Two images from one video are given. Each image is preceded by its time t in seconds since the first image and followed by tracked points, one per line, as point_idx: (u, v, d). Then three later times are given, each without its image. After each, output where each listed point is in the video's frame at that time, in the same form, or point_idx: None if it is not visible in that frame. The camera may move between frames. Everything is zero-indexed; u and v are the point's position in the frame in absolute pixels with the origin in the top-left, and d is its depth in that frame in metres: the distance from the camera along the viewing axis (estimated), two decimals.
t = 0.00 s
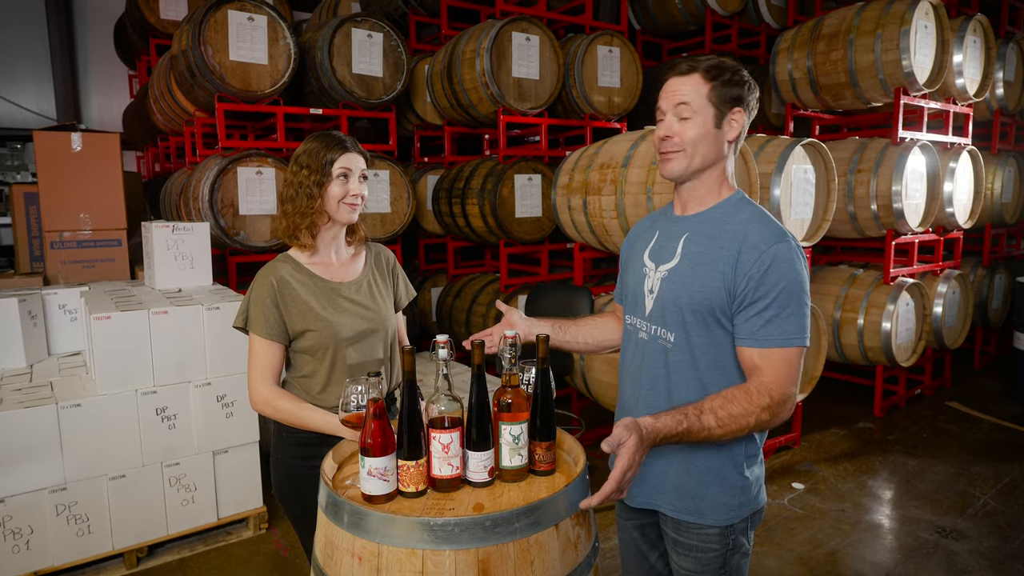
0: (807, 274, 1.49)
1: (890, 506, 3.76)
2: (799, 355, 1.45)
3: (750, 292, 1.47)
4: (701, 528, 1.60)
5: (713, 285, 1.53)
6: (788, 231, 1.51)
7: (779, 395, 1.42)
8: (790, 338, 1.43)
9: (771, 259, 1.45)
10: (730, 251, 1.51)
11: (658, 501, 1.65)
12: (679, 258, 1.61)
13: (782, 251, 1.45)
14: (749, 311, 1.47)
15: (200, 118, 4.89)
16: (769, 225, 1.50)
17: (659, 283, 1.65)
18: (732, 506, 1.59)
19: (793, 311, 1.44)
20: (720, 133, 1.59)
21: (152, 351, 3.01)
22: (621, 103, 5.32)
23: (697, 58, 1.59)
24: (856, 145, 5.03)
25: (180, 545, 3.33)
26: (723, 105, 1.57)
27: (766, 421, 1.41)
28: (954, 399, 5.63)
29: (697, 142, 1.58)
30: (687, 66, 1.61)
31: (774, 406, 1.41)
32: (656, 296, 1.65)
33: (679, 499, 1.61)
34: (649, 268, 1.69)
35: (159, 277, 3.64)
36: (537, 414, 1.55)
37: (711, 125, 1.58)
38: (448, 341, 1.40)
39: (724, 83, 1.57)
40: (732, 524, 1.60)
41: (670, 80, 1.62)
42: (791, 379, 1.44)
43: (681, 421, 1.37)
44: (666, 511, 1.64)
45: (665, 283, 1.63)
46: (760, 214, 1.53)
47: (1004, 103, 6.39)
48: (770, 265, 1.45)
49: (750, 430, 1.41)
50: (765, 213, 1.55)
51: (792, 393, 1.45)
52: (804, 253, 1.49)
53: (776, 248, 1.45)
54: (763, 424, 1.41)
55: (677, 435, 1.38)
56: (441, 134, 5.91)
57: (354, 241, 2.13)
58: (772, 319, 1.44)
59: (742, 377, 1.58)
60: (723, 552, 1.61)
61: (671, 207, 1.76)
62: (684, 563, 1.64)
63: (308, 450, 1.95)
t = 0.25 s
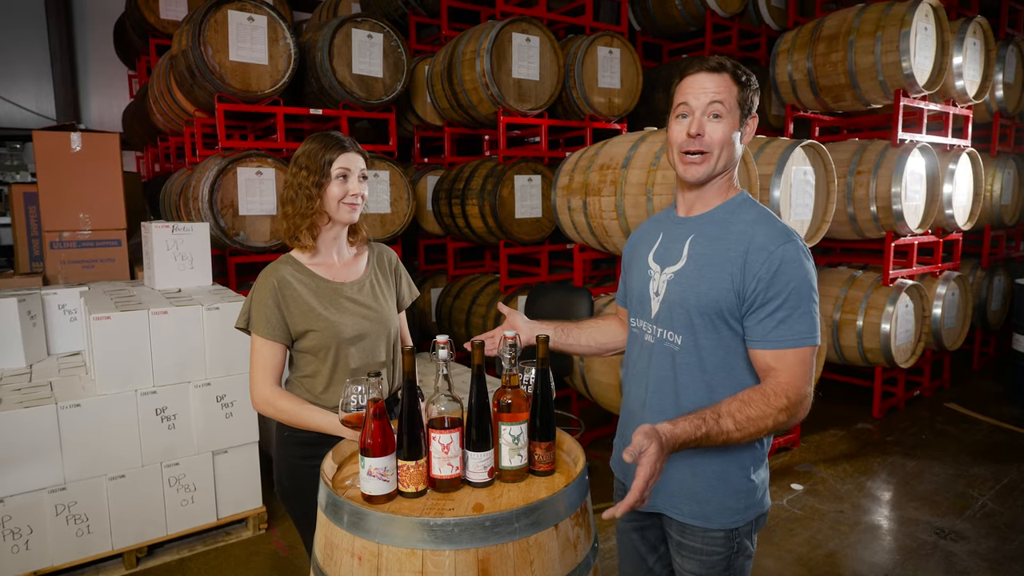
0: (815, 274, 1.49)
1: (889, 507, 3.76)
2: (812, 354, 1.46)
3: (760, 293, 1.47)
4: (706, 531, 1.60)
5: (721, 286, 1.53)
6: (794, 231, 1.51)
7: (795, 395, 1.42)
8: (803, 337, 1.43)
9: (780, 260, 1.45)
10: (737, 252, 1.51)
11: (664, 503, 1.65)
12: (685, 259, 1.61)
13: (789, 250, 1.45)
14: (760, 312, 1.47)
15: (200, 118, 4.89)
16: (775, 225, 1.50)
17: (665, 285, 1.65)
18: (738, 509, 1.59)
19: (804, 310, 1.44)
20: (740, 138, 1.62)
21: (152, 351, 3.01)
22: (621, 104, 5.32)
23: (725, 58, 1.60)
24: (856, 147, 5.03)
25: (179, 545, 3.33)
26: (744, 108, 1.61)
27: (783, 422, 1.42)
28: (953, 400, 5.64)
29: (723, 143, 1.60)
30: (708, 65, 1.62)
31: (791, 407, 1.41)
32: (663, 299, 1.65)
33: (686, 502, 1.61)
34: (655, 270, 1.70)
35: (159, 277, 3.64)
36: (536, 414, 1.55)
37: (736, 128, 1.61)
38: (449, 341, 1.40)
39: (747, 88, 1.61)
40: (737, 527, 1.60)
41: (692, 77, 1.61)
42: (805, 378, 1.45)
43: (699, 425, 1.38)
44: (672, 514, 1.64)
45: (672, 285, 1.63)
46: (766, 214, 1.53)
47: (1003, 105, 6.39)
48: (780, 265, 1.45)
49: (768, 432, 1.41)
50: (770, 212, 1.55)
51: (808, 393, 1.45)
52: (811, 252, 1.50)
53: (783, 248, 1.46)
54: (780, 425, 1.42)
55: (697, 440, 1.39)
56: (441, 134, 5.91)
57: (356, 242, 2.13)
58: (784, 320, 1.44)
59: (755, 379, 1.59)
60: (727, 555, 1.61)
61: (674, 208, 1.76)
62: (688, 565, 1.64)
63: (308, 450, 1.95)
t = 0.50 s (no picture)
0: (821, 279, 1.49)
1: (887, 507, 3.77)
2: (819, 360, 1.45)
3: (765, 299, 1.47)
4: (710, 532, 1.60)
5: (724, 291, 1.53)
6: (798, 235, 1.51)
7: (801, 401, 1.42)
8: (808, 343, 1.43)
9: (783, 265, 1.45)
10: (740, 256, 1.51)
11: (670, 505, 1.66)
12: (688, 263, 1.61)
13: (793, 255, 1.45)
14: (763, 318, 1.47)
15: (200, 118, 4.89)
16: (779, 228, 1.50)
17: (668, 288, 1.66)
18: (742, 512, 1.59)
19: (808, 316, 1.44)
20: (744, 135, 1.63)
21: (151, 350, 3.01)
22: (620, 104, 5.32)
23: (726, 56, 1.60)
24: (855, 148, 5.04)
25: (179, 545, 3.33)
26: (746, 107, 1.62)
27: (788, 429, 1.42)
28: (952, 401, 5.64)
29: (726, 141, 1.60)
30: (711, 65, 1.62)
31: (796, 413, 1.41)
32: (666, 302, 1.66)
33: (690, 505, 1.62)
34: (659, 273, 1.70)
35: (158, 277, 3.64)
36: (536, 413, 1.56)
37: (739, 126, 1.61)
38: (448, 341, 1.41)
39: (749, 85, 1.61)
40: (741, 529, 1.60)
41: (694, 76, 1.62)
42: (812, 384, 1.44)
43: (703, 432, 1.38)
44: (678, 515, 1.64)
45: (675, 289, 1.63)
46: (770, 217, 1.53)
47: (1002, 105, 6.40)
48: (784, 270, 1.45)
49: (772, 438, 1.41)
50: (774, 215, 1.55)
51: (815, 398, 1.45)
52: (815, 255, 1.49)
53: (786, 253, 1.46)
54: (785, 432, 1.42)
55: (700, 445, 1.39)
56: (440, 134, 5.91)
57: (359, 241, 2.14)
58: (787, 326, 1.44)
59: (760, 385, 1.59)
60: (732, 555, 1.61)
61: (678, 210, 1.77)
62: (692, 565, 1.64)
63: (309, 448, 1.95)
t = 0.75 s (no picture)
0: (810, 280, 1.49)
1: (886, 506, 3.78)
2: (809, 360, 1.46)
3: (756, 300, 1.47)
4: (703, 528, 1.61)
5: (717, 291, 1.53)
6: (789, 237, 1.51)
7: (791, 401, 1.43)
8: (798, 343, 1.44)
9: (774, 267, 1.45)
10: (732, 258, 1.51)
11: (664, 501, 1.67)
12: (682, 263, 1.61)
13: (783, 258, 1.46)
14: (755, 319, 1.48)
15: (199, 117, 4.90)
16: (770, 231, 1.50)
17: (661, 287, 1.66)
18: (735, 507, 1.60)
19: (799, 317, 1.44)
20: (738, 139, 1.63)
21: (151, 350, 3.01)
22: (619, 103, 5.33)
23: (719, 60, 1.61)
24: (854, 147, 5.04)
25: (179, 544, 3.34)
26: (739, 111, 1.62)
27: (777, 427, 1.43)
28: (951, 400, 5.65)
29: (721, 144, 1.60)
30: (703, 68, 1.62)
31: (785, 412, 1.43)
32: (660, 302, 1.66)
33: (684, 501, 1.63)
34: (651, 273, 1.70)
35: (158, 277, 3.64)
36: (535, 413, 1.57)
37: (733, 130, 1.61)
38: (447, 341, 1.41)
39: (742, 90, 1.62)
40: (734, 524, 1.60)
41: (687, 80, 1.62)
42: (802, 383, 1.45)
43: (693, 428, 1.40)
44: (672, 511, 1.65)
45: (668, 288, 1.64)
46: (762, 220, 1.53)
47: (1000, 104, 6.41)
48: (775, 272, 1.45)
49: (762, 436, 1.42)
50: (765, 218, 1.55)
51: (804, 397, 1.45)
52: (806, 258, 1.50)
53: (777, 255, 1.46)
54: (774, 430, 1.43)
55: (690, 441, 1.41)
56: (439, 133, 5.91)
57: (360, 242, 2.14)
58: (778, 327, 1.45)
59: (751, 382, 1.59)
60: (726, 551, 1.62)
61: (672, 209, 1.77)
62: (687, 562, 1.65)
63: (309, 448, 1.96)
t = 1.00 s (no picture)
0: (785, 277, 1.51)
1: (885, 506, 3.78)
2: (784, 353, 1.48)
3: (734, 296, 1.49)
4: (682, 513, 1.62)
5: (698, 288, 1.54)
6: (764, 236, 1.52)
7: (770, 389, 1.46)
8: (775, 335, 1.46)
9: (751, 266, 1.47)
10: (712, 256, 1.52)
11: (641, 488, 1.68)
12: (664, 260, 1.62)
13: (759, 256, 1.47)
14: (734, 314, 1.49)
15: (199, 117, 4.90)
16: (748, 230, 1.52)
17: (643, 283, 1.66)
18: (712, 492, 1.61)
19: (775, 311, 1.47)
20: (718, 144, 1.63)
21: (152, 349, 3.02)
22: (619, 104, 5.34)
23: (704, 65, 1.61)
24: (853, 147, 5.05)
25: (179, 543, 3.34)
26: (720, 115, 1.63)
27: (757, 415, 1.46)
28: (950, 400, 5.66)
29: (703, 148, 1.60)
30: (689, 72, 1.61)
31: (766, 401, 1.45)
32: (641, 297, 1.67)
33: (661, 487, 1.64)
34: (633, 268, 1.71)
35: (158, 276, 3.65)
36: (534, 412, 1.58)
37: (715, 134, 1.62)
38: (447, 341, 1.42)
39: (724, 95, 1.62)
40: (712, 509, 1.62)
41: (673, 83, 1.62)
42: (779, 375, 1.47)
43: (681, 418, 1.40)
44: (650, 498, 1.66)
45: (650, 283, 1.64)
46: (740, 220, 1.55)
47: (1000, 105, 6.41)
48: (751, 269, 1.47)
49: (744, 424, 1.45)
50: (744, 218, 1.56)
51: (781, 387, 1.48)
52: (781, 255, 1.52)
53: (753, 254, 1.47)
54: (755, 417, 1.46)
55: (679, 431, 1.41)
56: (439, 134, 5.92)
57: (360, 242, 2.15)
58: (757, 320, 1.46)
59: (731, 373, 1.60)
60: (705, 536, 1.62)
61: (655, 207, 1.77)
62: (667, 548, 1.66)
63: (307, 446, 1.96)
